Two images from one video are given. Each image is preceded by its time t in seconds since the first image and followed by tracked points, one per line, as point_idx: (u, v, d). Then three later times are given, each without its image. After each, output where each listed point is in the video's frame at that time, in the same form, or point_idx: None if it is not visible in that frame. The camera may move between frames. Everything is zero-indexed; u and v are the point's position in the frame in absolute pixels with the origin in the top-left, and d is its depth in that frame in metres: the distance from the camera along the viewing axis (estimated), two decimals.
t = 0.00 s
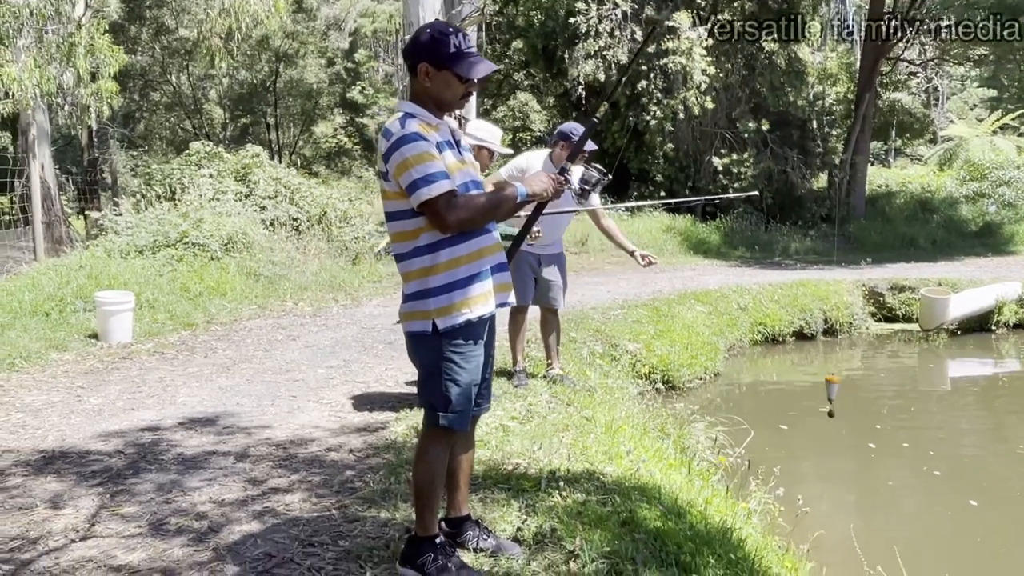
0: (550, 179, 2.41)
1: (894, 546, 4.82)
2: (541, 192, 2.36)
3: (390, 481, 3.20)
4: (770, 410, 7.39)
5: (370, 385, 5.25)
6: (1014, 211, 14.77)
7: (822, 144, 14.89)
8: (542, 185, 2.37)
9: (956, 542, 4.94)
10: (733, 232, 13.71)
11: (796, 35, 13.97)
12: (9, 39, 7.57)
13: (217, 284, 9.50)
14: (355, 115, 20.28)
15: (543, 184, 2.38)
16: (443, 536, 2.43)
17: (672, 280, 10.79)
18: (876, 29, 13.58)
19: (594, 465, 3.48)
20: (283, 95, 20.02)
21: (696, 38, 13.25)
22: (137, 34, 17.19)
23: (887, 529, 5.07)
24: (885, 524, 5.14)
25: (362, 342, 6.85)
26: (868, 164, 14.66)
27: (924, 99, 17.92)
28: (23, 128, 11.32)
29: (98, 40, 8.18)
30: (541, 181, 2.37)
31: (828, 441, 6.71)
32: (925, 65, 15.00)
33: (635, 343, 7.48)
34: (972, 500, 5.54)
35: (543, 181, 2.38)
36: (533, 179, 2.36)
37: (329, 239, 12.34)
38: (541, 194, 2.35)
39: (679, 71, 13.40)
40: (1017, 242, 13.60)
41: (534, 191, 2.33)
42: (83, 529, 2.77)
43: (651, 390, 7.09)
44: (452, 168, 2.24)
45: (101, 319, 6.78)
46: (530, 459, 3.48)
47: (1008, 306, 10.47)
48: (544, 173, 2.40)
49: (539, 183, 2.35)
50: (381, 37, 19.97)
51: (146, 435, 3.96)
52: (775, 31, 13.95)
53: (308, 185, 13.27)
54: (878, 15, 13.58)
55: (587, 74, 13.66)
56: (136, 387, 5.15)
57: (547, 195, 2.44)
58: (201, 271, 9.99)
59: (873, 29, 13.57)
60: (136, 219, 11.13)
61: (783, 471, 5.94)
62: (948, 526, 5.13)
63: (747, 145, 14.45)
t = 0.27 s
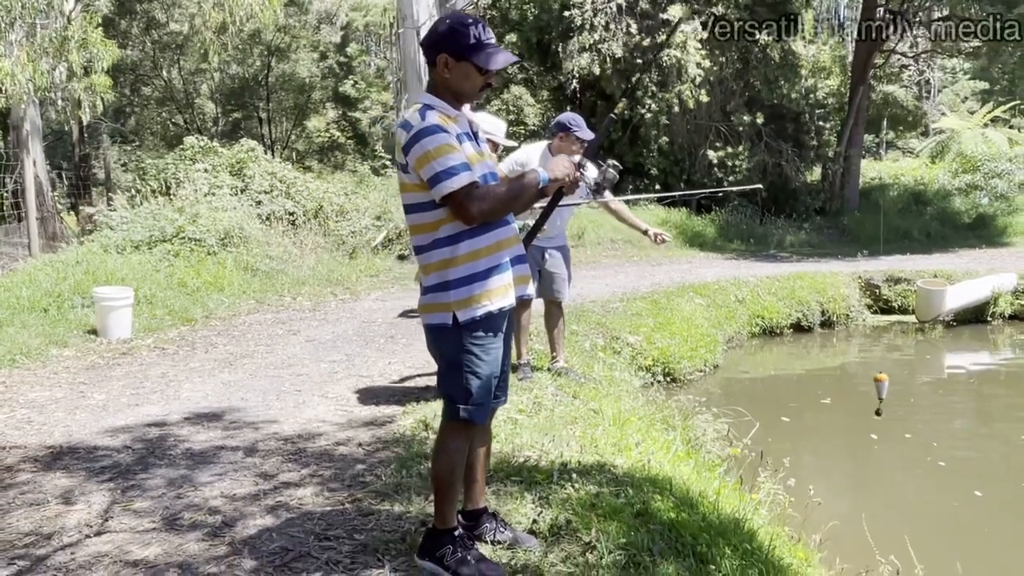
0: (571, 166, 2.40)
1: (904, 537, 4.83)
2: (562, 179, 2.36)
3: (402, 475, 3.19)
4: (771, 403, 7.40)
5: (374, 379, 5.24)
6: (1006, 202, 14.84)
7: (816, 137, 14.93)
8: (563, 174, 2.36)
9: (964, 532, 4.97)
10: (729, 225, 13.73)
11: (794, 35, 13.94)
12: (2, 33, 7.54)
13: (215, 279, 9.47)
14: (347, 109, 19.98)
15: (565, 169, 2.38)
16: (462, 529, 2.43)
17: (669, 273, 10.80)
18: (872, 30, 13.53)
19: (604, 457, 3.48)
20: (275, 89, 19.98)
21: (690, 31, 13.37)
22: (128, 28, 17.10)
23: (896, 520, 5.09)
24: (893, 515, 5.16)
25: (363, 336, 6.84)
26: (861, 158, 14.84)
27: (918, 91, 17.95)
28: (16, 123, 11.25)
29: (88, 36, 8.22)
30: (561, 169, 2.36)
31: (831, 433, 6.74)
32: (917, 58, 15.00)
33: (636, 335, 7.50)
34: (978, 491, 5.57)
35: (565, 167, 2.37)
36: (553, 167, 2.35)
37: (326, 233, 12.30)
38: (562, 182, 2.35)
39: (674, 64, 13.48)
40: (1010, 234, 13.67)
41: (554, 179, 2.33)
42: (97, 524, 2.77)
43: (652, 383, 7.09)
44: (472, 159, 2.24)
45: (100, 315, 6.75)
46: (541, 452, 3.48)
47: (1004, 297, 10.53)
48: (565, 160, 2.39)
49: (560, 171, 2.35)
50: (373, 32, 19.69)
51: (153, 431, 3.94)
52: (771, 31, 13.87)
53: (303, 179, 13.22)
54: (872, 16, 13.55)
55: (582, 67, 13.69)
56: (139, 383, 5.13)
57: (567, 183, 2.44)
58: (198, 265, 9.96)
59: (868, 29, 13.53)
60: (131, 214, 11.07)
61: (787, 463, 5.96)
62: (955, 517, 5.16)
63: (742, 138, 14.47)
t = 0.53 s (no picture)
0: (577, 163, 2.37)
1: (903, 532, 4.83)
2: (570, 176, 2.33)
3: (402, 475, 3.17)
4: (764, 396, 7.41)
5: (369, 376, 5.22)
6: (993, 192, 14.94)
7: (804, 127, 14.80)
8: (569, 171, 2.33)
9: (961, 526, 4.98)
10: (719, 217, 13.76)
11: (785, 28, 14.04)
12: None
13: (205, 274, 9.40)
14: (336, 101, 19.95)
15: (573, 166, 2.35)
16: (465, 530, 2.42)
17: (661, 266, 10.82)
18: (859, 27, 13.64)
19: (604, 454, 3.48)
20: (262, 81, 19.83)
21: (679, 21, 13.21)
22: (113, 20, 16.93)
23: (893, 514, 5.09)
24: (891, 509, 5.17)
25: (356, 332, 6.81)
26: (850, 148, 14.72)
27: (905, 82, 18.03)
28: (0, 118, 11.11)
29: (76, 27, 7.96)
30: (567, 166, 2.33)
31: (825, 426, 6.74)
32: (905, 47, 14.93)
33: (629, 329, 7.51)
34: (973, 483, 5.58)
35: (574, 163, 2.34)
36: (560, 165, 2.33)
37: (316, 227, 12.24)
38: (568, 180, 2.32)
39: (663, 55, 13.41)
40: (998, 224, 13.76)
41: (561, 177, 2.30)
42: (95, 529, 2.74)
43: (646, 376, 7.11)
44: (475, 159, 2.21)
45: (91, 312, 6.68)
46: (541, 449, 3.48)
47: (992, 288, 10.61)
48: (573, 156, 2.36)
49: (566, 168, 2.32)
50: (360, 23, 19.41)
51: (148, 431, 3.91)
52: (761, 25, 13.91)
53: (292, 173, 13.14)
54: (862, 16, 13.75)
55: (571, 59, 13.67)
56: (132, 382, 5.09)
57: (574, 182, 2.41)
58: (188, 261, 9.90)
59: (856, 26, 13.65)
60: (119, 209, 10.97)
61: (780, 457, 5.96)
62: (952, 510, 5.17)
63: (731, 129, 14.41)
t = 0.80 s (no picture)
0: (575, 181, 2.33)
1: (893, 537, 4.72)
2: (567, 195, 2.29)
3: (392, 487, 3.16)
4: (751, 393, 7.37)
5: (358, 380, 5.19)
6: (976, 181, 15.02)
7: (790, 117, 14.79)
8: (566, 190, 2.30)
9: (949, 528, 4.90)
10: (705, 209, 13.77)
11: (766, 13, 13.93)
12: None
13: (190, 273, 9.31)
14: (320, 90, 19.78)
15: (574, 185, 2.31)
16: (456, 549, 2.41)
17: (649, 259, 10.82)
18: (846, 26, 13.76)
19: (595, 462, 3.48)
20: (245, 71, 19.60)
21: (665, 13, 13.36)
22: (92, 11, 16.62)
23: (883, 518, 4.97)
24: (879, 512, 5.06)
25: (344, 333, 6.78)
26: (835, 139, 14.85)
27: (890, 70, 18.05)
28: None
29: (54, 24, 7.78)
30: (563, 183, 2.30)
31: (811, 423, 6.67)
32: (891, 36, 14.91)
33: (617, 326, 7.50)
34: (960, 482, 5.50)
35: (573, 181, 2.31)
36: (556, 183, 2.29)
37: (302, 223, 12.14)
38: (566, 198, 2.29)
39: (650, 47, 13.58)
40: (982, 213, 13.83)
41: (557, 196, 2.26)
42: (83, 550, 2.72)
43: (634, 374, 7.12)
44: (467, 178, 2.18)
45: (75, 315, 6.61)
46: (532, 459, 3.47)
47: (976, 279, 10.68)
48: (570, 174, 2.32)
49: (562, 186, 2.28)
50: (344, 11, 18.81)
51: (135, 443, 3.87)
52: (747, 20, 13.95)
53: (277, 167, 13.02)
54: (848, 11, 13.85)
55: (558, 50, 13.62)
56: (118, 389, 5.03)
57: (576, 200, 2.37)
58: (172, 259, 9.80)
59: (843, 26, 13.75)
60: (102, 206, 10.83)
61: (765, 455, 5.86)
62: (939, 511, 5.10)
63: (717, 120, 14.44)
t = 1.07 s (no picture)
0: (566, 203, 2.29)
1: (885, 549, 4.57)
2: (558, 218, 2.25)
3: (383, 505, 3.12)
4: (743, 391, 7.29)
5: (348, 386, 5.14)
6: (964, 169, 15.02)
7: (779, 108, 14.80)
8: (558, 213, 2.26)
9: (941, 535, 4.75)
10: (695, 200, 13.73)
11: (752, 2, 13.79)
12: None
13: (177, 272, 9.21)
14: (307, 79, 19.59)
15: (565, 207, 2.27)
16: None
17: (639, 253, 10.79)
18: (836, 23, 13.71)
19: (587, 475, 3.46)
20: (231, 60, 19.37)
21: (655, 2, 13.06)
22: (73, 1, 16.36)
23: (874, 527, 4.80)
24: (870, 519, 4.90)
25: (334, 334, 6.72)
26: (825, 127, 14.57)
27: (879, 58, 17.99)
28: None
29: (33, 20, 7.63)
30: (554, 207, 2.26)
31: (801, 423, 6.54)
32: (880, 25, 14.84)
33: (609, 324, 7.46)
34: (953, 486, 5.34)
35: (564, 204, 2.27)
36: (548, 206, 2.25)
37: (290, 218, 12.03)
38: (557, 222, 2.25)
39: (638, 36, 13.26)
40: (970, 202, 13.84)
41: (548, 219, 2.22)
42: None
43: (625, 373, 7.10)
44: (457, 204, 2.14)
45: (60, 319, 6.52)
46: (524, 472, 3.44)
47: (965, 271, 10.69)
48: (561, 197, 2.28)
49: (554, 210, 2.24)
50: None
51: (122, 457, 3.82)
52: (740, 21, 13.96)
53: (264, 161, 12.90)
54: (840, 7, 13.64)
55: (547, 40, 13.44)
56: (105, 398, 4.97)
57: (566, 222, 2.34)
58: (159, 258, 9.70)
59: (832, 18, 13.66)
60: (87, 203, 10.70)
61: (752, 455, 5.70)
62: (930, 516, 4.95)
63: (707, 110, 14.39)
